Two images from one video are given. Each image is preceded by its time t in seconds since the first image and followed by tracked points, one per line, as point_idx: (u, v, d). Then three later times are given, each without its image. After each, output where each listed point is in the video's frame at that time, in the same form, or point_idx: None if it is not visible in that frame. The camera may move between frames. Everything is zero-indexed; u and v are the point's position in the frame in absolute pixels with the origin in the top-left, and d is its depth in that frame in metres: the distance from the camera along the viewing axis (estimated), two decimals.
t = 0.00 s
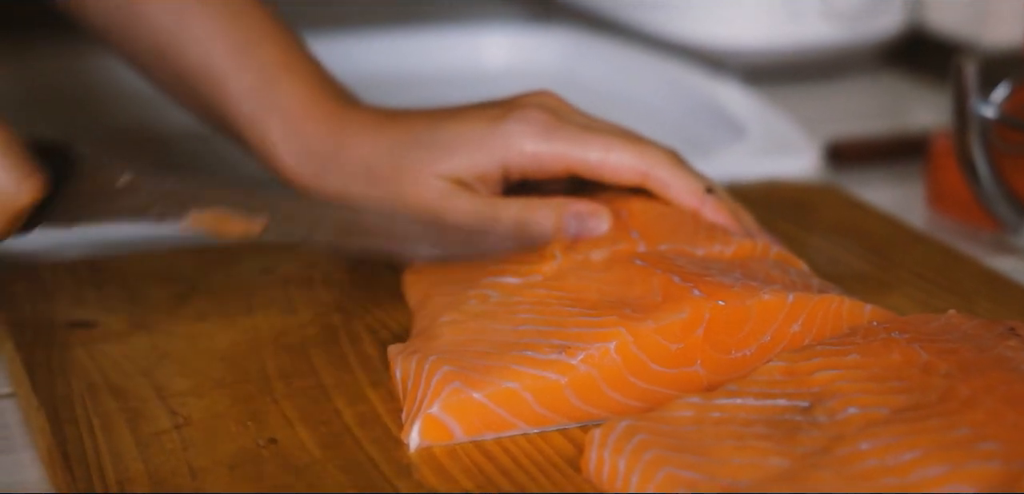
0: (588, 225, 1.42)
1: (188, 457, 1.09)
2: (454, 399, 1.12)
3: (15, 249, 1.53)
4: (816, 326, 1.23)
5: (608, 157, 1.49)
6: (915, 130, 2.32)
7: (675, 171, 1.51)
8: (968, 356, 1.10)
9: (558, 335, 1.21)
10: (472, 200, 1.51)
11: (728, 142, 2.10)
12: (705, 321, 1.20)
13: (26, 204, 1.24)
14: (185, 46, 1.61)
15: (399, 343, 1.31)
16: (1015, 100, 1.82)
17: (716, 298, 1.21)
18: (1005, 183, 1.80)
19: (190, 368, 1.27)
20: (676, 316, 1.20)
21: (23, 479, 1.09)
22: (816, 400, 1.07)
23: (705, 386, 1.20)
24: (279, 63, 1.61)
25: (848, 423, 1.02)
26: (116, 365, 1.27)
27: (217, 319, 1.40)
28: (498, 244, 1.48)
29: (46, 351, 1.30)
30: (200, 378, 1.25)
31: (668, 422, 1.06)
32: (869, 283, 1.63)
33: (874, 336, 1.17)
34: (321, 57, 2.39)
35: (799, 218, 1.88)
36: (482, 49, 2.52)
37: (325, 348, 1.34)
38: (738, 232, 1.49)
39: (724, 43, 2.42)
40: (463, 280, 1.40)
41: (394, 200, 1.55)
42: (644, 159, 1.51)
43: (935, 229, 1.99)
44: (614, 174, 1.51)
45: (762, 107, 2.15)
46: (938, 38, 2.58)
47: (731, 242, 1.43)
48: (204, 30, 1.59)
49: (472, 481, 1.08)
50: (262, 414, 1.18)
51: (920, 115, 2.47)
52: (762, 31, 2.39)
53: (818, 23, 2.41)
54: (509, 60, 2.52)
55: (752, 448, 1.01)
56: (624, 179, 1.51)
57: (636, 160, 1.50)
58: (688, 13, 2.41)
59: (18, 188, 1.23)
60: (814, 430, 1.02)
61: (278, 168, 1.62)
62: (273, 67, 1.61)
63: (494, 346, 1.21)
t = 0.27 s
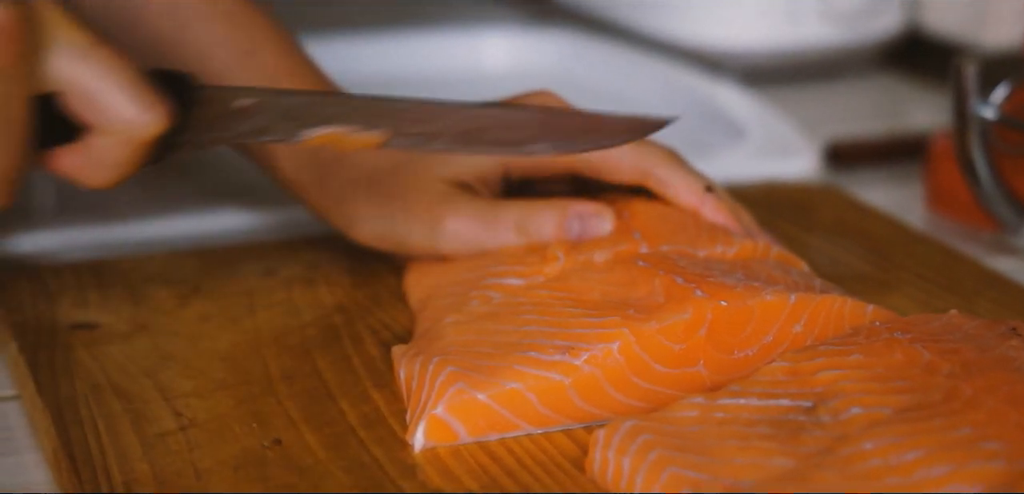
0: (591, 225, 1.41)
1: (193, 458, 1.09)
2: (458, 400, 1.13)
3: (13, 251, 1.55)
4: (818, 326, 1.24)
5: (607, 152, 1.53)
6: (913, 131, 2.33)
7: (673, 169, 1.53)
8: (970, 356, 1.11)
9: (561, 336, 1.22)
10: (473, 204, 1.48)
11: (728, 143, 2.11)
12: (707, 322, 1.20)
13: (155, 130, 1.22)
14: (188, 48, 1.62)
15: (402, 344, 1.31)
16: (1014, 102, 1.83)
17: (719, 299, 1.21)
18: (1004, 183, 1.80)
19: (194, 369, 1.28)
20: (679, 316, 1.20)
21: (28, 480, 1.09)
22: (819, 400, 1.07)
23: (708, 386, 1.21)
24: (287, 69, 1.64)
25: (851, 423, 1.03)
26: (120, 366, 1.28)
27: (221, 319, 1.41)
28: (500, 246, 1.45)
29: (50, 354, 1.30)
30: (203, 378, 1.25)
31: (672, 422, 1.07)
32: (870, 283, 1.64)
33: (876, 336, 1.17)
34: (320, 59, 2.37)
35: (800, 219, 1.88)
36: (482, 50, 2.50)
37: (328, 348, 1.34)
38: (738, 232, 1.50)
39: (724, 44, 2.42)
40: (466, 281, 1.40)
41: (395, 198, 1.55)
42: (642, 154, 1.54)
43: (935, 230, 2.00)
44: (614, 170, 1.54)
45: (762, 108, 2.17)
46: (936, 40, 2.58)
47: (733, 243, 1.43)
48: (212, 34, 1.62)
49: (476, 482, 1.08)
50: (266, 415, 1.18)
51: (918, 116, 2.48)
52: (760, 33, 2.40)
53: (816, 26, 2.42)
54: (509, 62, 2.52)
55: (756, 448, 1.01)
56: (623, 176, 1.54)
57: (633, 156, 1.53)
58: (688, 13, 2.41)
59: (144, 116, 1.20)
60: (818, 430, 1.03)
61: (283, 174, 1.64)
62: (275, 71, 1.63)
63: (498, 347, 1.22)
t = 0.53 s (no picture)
0: (590, 224, 1.41)
1: (196, 458, 1.09)
2: (459, 400, 1.13)
3: (13, 252, 1.55)
4: (818, 326, 1.24)
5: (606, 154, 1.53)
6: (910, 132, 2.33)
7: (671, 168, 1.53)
8: (970, 355, 1.12)
9: (562, 335, 1.22)
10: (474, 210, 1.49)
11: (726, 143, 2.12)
12: (708, 321, 1.21)
13: (297, 149, 1.11)
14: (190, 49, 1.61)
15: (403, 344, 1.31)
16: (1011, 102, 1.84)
17: (719, 299, 1.21)
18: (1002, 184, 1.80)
19: (195, 369, 1.28)
20: (680, 316, 1.20)
21: (31, 480, 1.10)
22: (820, 399, 1.08)
23: (708, 385, 1.22)
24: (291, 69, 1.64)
25: (852, 421, 1.03)
26: (122, 367, 1.28)
27: (223, 320, 1.41)
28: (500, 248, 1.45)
29: (51, 354, 1.30)
30: (205, 379, 1.26)
31: (673, 421, 1.07)
32: (869, 283, 1.64)
33: (876, 335, 1.18)
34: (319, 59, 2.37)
35: (798, 220, 1.88)
36: (480, 51, 2.50)
37: (329, 349, 1.34)
38: (737, 232, 1.50)
39: (722, 45, 2.42)
40: (467, 282, 1.40)
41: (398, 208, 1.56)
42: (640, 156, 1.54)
43: (933, 231, 2.00)
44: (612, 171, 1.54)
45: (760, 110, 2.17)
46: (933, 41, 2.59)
47: (732, 243, 1.44)
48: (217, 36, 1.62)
49: (478, 481, 1.08)
50: (268, 415, 1.18)
51: (914, 117, 2.48)
52: (759, 34, 2.40)
53: (814, 28, 2.43)
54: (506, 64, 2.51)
55: (757, 447, 1.02)
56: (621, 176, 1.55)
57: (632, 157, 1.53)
58: (688, 13, 2.41)
59: (283, 136, 1.09)
60: (819, 429, 1.03)
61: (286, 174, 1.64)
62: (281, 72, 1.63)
63: (499, 347, 1.22)
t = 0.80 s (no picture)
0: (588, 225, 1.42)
1: (197, 457, 1.10)
2: (460, 398, 1.13)
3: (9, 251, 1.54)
4: (817, 324, 1.25)
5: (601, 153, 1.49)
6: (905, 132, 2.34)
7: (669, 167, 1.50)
8: (969, 352, 1.12)
9: (563, 334, 1.22)
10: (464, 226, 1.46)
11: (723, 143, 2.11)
12: (707, 320, 1.21)
13: (429, 204, 1.12)
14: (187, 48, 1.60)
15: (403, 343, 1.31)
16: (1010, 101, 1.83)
17: (719, 297, 1.22)
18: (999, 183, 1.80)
19: (196, 369, 1.28)
20: (679, 315, 1.21)
21: (33, 480, 1.10)
22: (820, 397, 1.08)
23: (708, 383, 1.22)
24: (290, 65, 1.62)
25: (852, 419, 1.03)
26: (123, 367, 1.28)
27: (224, 320, 1.41)
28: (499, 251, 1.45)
29: (51, 354, 1.30)
30: (206, 379, 1.26)
31: (674, 419, 1.08)
32: (867, 282, 1.64)
33: (876, 333, 1.18)
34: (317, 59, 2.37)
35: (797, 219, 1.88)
36: (476, 52, 2.53)
37: (329, 349, 1.34)
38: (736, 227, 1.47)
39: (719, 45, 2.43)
40: (467, 280, 1.41)
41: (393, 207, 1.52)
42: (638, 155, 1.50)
43: (929, 230, 2.01)
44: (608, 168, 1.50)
45: (756, 110, 2.17)
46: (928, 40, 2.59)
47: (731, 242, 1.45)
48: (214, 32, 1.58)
49: (480, 479, 1.09)
50: (270, 414, 1.19)
51: (909, 117, 2.49)
52: (755, 34, 2.40)
53: (811, 28, 2.44)
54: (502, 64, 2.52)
55: (758, 445, 1.02)
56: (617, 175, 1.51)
57: (629, 155, 1.49)
58: (687, 13, 2.42)
59: (417, 192, 1.10)
60: (819, 426, 1.04)
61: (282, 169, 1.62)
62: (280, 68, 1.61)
63: (500, 346, 1.22)
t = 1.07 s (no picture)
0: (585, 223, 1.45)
1: (199, 455, 1.10)
2: (461, 396, 1.14)
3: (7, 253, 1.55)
4: (815, 321, 1.26)
5: (600, 150, 1.48)
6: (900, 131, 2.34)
7: (666, 167, 1.49)
8: (967, 350, 1.13)
9: (563, 332, 1.23)
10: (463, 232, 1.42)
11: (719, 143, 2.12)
12: (707, 318, 1.21)
13: (495, 235, 1.15)
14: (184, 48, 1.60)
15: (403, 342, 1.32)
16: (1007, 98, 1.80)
17: (717, 295, 1.22)
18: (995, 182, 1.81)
19: (196, 367, 1.28)
20: (679, 312, 1.21)
21: (32, 478, 1.10)
22: (819, 393, 1.09)
23: (707, 381, 1.23)
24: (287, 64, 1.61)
25: (851, 416, 1.04)
26: (123, 365, 1.28)
27: (223, 319, 1.41)
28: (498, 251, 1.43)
29: (51, 353, 1.30)
30: (206, 377, 1.26)
31: (675, 417, 1.08)
32: (863, 279, 1.64)
33: (874, 330, 1.19)
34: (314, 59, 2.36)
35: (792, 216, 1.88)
36: (472, 52, 2.52)
37: (328, 347, 1.34)
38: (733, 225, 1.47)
39: (714, 45, 2.43)
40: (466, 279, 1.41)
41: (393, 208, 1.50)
42: (636, 154, 1.49)
43: (923, 226, 2.01)
44: (606, 167, 1.49)
45: (752, 110, 2.18)
46: (922, 40, 2.59)
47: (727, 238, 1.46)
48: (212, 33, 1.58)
49: (481, 477, 1.09)
50: (271, 412, 1.19)
51: (902, 117, 2.49)
52: (749, 34, 2.40)
53: (804, 28, 2.43)
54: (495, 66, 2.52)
55: (757, 441, 1.02)
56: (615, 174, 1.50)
57: (627, 154, 1.48)
58: (683, 13, 2.42)
59: (484, 222, 1.13)
60: (818, 423, 1.04)
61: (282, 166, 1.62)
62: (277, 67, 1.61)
63: (500, 343, 1.23)
